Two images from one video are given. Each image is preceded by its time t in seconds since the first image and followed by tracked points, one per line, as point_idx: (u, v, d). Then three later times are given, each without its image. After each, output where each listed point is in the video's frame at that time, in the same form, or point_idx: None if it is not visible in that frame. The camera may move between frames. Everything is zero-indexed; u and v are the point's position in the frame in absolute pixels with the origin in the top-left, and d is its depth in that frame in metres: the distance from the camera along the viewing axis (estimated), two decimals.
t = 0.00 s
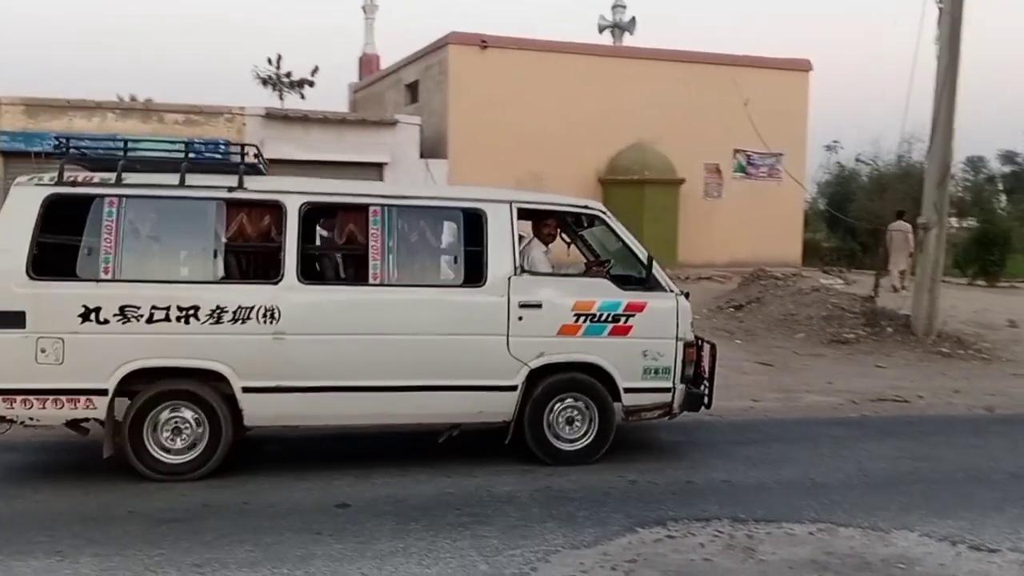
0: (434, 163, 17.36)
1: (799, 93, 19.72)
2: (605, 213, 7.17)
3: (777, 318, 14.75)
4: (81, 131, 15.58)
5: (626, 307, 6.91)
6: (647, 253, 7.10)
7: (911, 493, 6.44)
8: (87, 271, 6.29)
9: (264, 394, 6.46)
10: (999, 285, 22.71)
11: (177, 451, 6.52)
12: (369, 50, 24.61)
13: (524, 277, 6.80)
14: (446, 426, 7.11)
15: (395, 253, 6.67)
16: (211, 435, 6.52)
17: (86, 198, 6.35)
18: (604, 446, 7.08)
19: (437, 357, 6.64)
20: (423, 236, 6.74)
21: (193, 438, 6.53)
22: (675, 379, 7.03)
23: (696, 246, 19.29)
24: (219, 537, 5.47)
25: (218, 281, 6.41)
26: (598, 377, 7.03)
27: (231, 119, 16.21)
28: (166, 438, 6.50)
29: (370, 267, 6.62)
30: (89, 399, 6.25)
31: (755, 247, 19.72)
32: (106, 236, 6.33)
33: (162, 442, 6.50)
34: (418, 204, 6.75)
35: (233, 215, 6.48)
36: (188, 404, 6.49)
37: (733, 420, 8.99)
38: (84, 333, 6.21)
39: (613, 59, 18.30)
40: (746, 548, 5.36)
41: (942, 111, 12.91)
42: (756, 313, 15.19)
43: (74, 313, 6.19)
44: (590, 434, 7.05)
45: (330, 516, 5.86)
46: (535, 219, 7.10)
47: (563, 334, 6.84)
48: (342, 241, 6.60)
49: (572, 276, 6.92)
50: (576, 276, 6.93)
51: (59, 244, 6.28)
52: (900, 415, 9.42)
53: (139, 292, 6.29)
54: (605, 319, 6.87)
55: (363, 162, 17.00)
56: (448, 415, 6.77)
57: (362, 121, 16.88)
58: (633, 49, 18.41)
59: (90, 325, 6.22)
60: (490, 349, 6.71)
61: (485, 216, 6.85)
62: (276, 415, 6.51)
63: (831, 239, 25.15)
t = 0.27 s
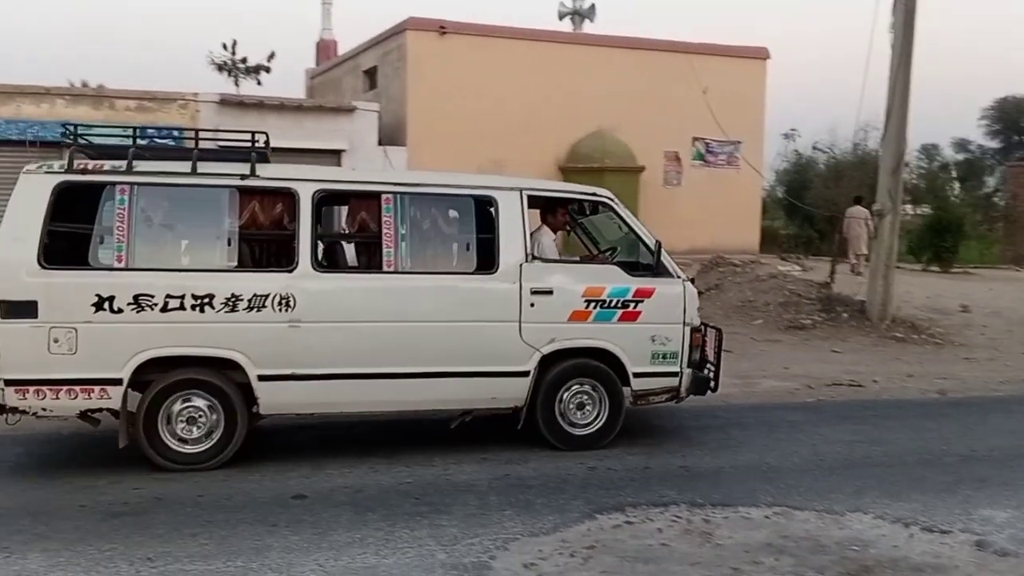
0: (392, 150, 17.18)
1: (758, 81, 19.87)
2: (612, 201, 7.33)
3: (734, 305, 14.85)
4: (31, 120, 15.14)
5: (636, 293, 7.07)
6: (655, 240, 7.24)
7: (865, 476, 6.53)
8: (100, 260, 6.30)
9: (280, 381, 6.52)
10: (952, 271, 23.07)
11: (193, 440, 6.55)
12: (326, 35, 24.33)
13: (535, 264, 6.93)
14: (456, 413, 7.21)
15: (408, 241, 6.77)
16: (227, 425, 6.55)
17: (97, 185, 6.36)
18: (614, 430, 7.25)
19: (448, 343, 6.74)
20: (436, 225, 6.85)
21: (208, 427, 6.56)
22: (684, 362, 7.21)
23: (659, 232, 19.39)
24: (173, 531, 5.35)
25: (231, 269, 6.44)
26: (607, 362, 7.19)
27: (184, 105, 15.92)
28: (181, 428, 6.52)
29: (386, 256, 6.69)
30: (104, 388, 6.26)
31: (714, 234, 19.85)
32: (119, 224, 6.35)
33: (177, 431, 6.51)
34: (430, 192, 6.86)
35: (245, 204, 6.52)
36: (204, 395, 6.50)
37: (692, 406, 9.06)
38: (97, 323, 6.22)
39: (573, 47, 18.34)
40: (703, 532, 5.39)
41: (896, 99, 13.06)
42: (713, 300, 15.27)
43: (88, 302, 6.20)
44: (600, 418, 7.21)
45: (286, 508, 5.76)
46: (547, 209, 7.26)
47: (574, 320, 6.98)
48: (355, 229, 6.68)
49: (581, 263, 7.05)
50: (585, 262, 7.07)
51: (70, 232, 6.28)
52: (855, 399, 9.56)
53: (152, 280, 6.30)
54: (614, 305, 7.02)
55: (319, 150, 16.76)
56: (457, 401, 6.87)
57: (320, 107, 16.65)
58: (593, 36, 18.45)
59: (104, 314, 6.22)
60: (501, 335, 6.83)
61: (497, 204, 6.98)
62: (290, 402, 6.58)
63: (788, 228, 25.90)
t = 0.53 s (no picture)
0: (353, 144, 17.02)
1: (719, 76, 19.98)
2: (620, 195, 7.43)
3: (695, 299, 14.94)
4: None
5: (644, 287, 7.20)
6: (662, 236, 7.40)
7: (824, 467, 6.60)
8: (115, 257, 6.27)
9: (297, 377, 6.55)
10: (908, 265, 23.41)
11: (209, 437, 6.54)
12: (285, 27, 24.06)
13: (547, 259, 7.03)
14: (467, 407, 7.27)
15: (421, 237, 6.83)
16: (243, 421, 6.56)
17: (111, 182, 6.31)
18: (624, 420, 7.39)
19: (460, 338, 6.82)
20: (448, 221, 6.92)
21: (224, 424, 6.56)
22: (690, 355, 7.37)
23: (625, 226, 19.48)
24: (127, 531, 5.25)
25: (245, 265, 6.45)
26: (615, 354, 7.32)
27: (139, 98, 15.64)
28: (197, 425, 6.51)
29: (400, 251, 6.76)
30: (120, 386, 6.23)
31: (674, 228, 19.95)
32: (133, 221, 6.32)
33: (193, 428, 6.50)
34: (442, 189, 6.93)
35: (259, 200, 6.54)
36: (219, 392, 6.50)
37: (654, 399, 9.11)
38: (114, 320, 6.18)
39: (535, 41, 18.32)
40: (664, 525, 5.41)
41: (854, 96, 13.22)
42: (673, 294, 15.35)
43: (104, 299, 6.16)
44: (610, 410, 7.34)
45: (244, 507, 5.68)
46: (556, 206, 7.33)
47: (585, 314, 7.09)
48: (367, 225, 6.74)
49: (591, 257, 7.16)
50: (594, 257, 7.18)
51: (84, 229, 6.23)
52: (815, 391, 9.67)
53: (168, 277, 6.28)
54: (623, 299, 7.14)
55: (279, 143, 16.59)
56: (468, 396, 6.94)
57: (279, 100, 16.46)
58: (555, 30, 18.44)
59: (120, 311, 6.19)
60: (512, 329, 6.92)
61: (509, 200, 7.05)
62: (305, 398, 6.60)
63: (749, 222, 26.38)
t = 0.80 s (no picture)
0: (311, 140, 16.90)
1: (680, 74, 20.11)
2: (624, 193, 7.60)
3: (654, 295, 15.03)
4: None
5: (647, 283, 7.39)
6: (664, 233, 7.55)
7: (781, 462, 6.67)
8: (129, 254, 6.23)
9: (310, 372, 6.58)
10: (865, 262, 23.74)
11: (223, 434, 6.53)
12: (242, 22, 23.78)
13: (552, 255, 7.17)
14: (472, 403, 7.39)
15: (431, 234, 6.92)
16: (256, 418, 6.57)
17: (124, 179, 6.26)
18: (627, 414, 7.55)
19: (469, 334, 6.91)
20: (458, 219, 7.02)
21: (236, 422, 6.56)
22: (689, 348, 7.58)
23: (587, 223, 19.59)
24: (79, 536, 5.15)
25: (259, 261, 6.47)
26: (621, 348, 7.47)
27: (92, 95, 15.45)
28: (211, 423, 6.50)
29: (413, 249, 6.84)
30: (135, 383, 6.20)
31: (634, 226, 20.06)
32: (147, 218, 6.28)
33: (206, 426, 6.49)
34: (452, 187, 7.03)
35: (271, 197, 6.56)
36: (233, 388, 6.51)
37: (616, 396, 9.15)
38: (127, 318, 6.15)
39: (497, 39, 18.29)
40: (623, 521, 5.42)
41: (810, 93, 13.36)
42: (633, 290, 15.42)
43: (118, 297, 6.12)
44: (614, 404, 7.50)
45: (199, 509, 5.59)
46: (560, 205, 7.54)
47: (590, 309, 7.26)
48: (378, 222, 6.82)
49: (595, 254, 7.32)
50: (597, 254, 7.33)
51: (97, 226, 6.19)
52: (774, 386, 9.77)
53: (182, 274, 6.27)
54: (628, 295, 7.33)
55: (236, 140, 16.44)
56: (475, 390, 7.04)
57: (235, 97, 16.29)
58: (516, 28, 18.42)
59: (135, 309, 6.16)
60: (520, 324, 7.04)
61: (517, 197, 7.18)
62: (318, 394, 6.65)
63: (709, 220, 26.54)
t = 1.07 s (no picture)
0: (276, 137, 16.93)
1: (646, 73, 20.20)
2: (630, 191, 7.74)
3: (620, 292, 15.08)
4: None
5: (656, 279, 7.55)
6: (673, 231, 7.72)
7: (746, 458, 6.73)
8: (152, 254, 6.28)
9: (330, 370, 6.66)
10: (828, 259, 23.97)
11: (244, 431, 6.60)
12: (206, 18, 23.54)
13: (565, 253, 7.30)
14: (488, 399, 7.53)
15: (447, 232, 7.02)
16: (276, 415, 6.64)
17: (145, 179, 6.32)
18: (637, 407, 7.70)
19: (482, 331, 7.03)
20: (473, 217, 7.12)
21: (257, 419, 6.63)
22: (697, 343, 7.76)
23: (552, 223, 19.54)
24: (39, 539, 5.07)
25: (280, 261, 6.54)
26: (630, 343, 7.63)
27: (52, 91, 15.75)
28: (232, 420, 6.56)
29: (431, 247, 6.94)
30: (158, 383, 6.26)
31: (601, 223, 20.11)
32: (169, 219, 6.34)
33: (228, 423, 6.55)
34: (466, 185, 7.13)
35: (290, 197, 6.63)
36: (253, 386, 6.57)
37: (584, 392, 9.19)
38: (150, 318, 6.20)
39: (464, 36, 18.28)
40: (589, 518, 5.43)
41: (774, 92, 13.48)
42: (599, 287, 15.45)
43: (142, 297, 6.17)
44: (624, 398, 7.65)
45: (162, 511, 5.52)
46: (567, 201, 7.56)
47: (602, 306, 7.39)
48: (393, 220, 6.90)
49: (605, 252, 7.45)
50: (606, 252, 7.47)
51: (119, 226, 6.23)
52: (739, 382, 9.85)
53: (205, 274, 6.32)
54: (637, 291, 7.49)
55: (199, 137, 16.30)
56: (489, 385, 7.16)
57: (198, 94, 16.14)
58: (483, 25, 18.43)
59: (159, 309, 6.21)
60: (533, 320, 7.17)
61: (529, 195, 7.30)
62: (336, 391, 6.73)
63: (676, 216, 26.56)
